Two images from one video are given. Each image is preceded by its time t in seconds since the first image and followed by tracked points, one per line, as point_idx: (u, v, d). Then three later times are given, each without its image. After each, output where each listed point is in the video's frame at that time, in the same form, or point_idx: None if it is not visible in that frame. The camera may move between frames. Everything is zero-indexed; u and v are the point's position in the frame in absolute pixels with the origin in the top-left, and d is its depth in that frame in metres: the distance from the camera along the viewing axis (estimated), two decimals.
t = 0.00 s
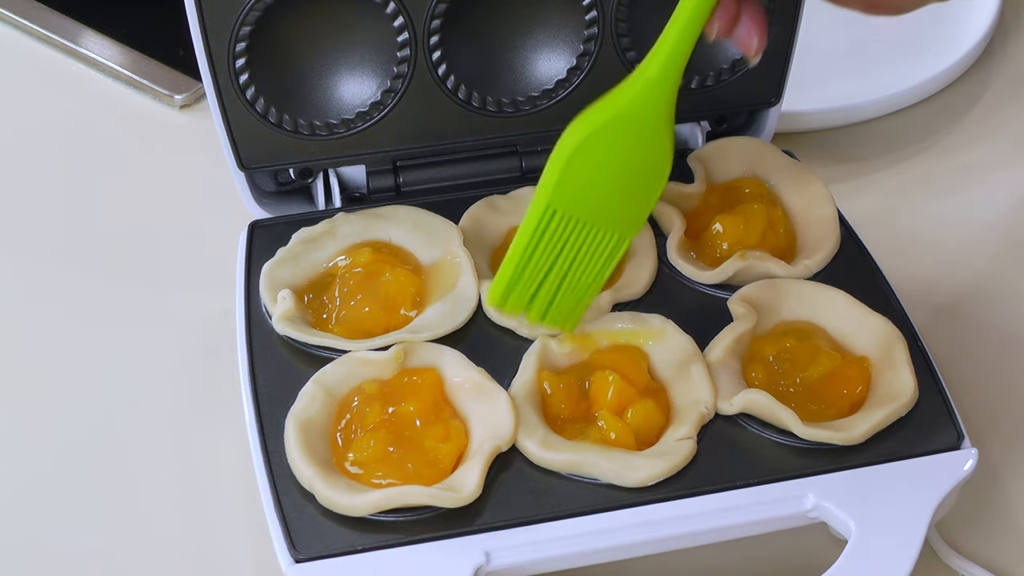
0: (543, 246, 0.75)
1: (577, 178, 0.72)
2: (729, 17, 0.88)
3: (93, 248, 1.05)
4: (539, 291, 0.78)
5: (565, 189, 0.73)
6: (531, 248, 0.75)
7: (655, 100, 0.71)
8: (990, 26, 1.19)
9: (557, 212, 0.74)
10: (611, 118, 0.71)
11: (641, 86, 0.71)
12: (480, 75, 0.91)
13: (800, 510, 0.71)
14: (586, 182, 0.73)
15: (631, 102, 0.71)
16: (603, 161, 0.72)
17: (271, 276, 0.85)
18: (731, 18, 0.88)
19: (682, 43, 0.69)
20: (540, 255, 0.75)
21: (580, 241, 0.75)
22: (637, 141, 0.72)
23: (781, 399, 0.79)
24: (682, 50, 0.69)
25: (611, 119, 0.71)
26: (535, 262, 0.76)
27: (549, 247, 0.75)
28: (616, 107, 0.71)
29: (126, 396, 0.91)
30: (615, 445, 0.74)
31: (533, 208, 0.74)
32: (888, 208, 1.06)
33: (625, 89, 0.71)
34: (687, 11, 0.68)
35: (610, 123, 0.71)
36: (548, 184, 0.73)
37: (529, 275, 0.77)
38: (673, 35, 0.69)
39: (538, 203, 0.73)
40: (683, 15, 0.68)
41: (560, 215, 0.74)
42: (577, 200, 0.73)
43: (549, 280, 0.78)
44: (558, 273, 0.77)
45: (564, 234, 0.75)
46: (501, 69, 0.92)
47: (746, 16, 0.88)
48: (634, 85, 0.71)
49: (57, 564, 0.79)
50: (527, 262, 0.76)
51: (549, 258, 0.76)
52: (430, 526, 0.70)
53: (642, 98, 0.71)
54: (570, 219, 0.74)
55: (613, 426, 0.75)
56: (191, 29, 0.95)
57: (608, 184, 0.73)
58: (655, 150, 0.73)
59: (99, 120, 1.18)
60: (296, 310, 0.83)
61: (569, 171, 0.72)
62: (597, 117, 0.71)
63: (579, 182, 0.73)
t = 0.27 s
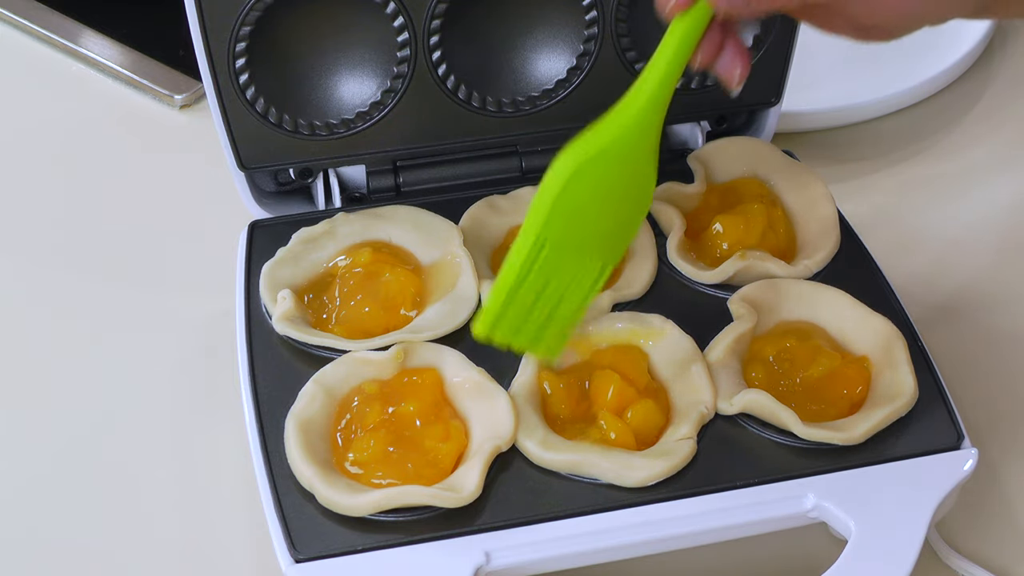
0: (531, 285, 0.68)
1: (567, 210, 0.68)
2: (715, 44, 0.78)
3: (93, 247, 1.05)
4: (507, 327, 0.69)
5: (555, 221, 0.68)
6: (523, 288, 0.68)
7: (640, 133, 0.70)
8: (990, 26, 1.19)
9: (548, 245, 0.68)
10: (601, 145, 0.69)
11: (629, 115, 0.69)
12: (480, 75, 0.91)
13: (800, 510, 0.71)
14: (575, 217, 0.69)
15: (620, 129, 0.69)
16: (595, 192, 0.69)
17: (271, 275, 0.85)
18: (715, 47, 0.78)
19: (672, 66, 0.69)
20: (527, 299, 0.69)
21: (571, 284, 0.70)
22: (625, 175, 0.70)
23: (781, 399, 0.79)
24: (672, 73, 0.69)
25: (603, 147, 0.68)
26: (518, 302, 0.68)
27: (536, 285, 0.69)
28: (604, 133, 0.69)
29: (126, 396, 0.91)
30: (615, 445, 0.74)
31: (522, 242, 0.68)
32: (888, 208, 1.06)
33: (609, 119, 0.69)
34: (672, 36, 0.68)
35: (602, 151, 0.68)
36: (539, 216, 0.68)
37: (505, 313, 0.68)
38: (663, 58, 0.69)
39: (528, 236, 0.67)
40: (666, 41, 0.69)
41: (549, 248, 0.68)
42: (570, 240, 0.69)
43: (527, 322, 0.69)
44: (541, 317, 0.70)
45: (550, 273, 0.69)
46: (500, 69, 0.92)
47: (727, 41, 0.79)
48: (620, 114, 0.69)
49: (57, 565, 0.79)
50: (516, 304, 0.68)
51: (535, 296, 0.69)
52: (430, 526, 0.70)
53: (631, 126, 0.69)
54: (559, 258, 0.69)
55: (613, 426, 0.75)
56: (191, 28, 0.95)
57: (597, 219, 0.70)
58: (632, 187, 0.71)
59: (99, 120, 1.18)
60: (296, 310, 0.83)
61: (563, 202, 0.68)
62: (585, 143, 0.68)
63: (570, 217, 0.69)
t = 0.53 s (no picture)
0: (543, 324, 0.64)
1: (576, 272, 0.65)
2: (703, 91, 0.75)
3: (93, 248, 1.05)
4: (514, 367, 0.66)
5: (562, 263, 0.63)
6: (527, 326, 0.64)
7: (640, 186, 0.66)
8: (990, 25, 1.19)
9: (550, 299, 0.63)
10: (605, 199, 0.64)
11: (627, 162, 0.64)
12: (480, 75, 0.91)
13: (800, 510, 0.71)
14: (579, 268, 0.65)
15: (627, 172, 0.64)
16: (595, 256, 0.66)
17: (272, 275, 0.85)
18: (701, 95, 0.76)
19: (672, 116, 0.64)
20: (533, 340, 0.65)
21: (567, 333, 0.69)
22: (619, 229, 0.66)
23: (781, 399, 0.79)
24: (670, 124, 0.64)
25: (605, 200, 0.64)
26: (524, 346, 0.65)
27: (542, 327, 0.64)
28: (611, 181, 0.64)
29: (126, 395, 0.91)
30: (615, 445, 0.74)
31: (535, 286, 0.63)
32: (888, 208, 1.06)
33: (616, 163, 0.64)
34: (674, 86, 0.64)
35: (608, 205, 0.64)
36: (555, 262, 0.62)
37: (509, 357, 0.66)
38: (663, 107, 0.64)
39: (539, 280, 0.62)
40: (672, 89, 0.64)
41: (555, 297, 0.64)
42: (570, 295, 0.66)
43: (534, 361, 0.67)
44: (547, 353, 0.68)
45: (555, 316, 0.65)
46: (500, 69, 0.92)
47: (717, 84, 0.76)
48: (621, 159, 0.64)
49: (57, 565, 0.79)
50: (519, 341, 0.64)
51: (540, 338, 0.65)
52: (430, 526, 0.70)
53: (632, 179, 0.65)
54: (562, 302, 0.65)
55: (613, 426, 0.75)
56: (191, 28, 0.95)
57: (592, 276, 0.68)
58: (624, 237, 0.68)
59: (99, 120, 1.18)
60: (296, 310, 0.83)
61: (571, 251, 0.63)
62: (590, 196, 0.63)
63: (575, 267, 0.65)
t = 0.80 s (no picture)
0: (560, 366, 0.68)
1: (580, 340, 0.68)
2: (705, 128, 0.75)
3: (93, 248, 1.05)
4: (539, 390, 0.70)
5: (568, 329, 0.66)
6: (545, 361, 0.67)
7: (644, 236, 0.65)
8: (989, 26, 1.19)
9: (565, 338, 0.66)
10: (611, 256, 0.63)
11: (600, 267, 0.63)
12: (480, 75, 0.91)
13: (800, 510, 0.71)
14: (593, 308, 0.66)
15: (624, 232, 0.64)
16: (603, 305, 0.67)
17: (271, 276, 0.85)
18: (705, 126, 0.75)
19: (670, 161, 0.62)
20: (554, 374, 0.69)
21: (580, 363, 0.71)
22: (626, 269, 0.65)
23: (781, 399, 0.79)
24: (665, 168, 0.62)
25: (618, 243, 0.63)
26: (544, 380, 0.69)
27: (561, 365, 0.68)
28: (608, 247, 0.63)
29: (126, 395, 0.91)
30: (615, 445, 0.75)
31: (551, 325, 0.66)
32: (888, 208, 1.06)
33: (620, 209, 0.63)
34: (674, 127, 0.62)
35: (610, 263, 0.63)
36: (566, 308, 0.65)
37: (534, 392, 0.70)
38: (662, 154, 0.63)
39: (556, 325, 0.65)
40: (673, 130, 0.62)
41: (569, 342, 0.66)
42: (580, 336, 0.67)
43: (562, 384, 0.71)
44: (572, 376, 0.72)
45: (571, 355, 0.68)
46: (500, 69, 0.92)
47: (720, 115, 0.75)
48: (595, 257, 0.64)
49: (56, 565, 0.79)
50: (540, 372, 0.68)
51: (564, 369, 0.69)
52: (430, 526, 0.70)
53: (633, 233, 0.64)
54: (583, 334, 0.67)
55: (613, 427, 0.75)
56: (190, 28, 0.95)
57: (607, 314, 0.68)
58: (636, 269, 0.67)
59: (99, 120, 1.18)
60: (296, 310, 0.83)
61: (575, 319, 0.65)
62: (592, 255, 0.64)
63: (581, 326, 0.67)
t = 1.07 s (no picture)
0: (574, 378, 0.66)
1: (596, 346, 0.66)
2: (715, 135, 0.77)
3: (93, 248, 1.05)
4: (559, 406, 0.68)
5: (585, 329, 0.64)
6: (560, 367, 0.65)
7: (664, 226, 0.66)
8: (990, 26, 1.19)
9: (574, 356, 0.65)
10: (635, 240, 0.64)
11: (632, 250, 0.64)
12: (480, 75, 0.91)
13: (800, 510, 0.71)
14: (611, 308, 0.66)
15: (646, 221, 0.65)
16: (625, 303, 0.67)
17: (272, 275, 0.85)
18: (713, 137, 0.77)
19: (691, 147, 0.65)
20: (573, 382, 0.66)
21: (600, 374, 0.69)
22: (628, 289, 0.66)
23: (782, 399, 0.79)
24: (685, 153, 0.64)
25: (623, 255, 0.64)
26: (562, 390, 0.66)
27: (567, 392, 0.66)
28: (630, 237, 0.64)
29: (126, 395, 0.91)
30: (615, 445, 0.75)
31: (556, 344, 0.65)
32: (888, 208, 1.06)
33: (619, 233, 0.64)
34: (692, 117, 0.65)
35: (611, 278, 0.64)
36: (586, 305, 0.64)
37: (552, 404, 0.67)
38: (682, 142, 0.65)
39: (569, 324, 0.63)
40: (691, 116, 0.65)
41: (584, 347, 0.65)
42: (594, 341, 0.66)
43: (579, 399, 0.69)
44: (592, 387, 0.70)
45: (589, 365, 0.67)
46: (500, 69, 0.92)
47: (726, 126, 0.78)
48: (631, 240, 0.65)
49: (56, 565, 0.79)
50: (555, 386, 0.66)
51: (570, 397, 0.67)
52: (430, 526, 0.70)
53: (660, 216, 0.65)
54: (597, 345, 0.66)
55: (613, 427, 0.75)
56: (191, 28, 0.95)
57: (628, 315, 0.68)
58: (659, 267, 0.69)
59: (98, 120, 1.18)
60: (296, 310, 0.83)
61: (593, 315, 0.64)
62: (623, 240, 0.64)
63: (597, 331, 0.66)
